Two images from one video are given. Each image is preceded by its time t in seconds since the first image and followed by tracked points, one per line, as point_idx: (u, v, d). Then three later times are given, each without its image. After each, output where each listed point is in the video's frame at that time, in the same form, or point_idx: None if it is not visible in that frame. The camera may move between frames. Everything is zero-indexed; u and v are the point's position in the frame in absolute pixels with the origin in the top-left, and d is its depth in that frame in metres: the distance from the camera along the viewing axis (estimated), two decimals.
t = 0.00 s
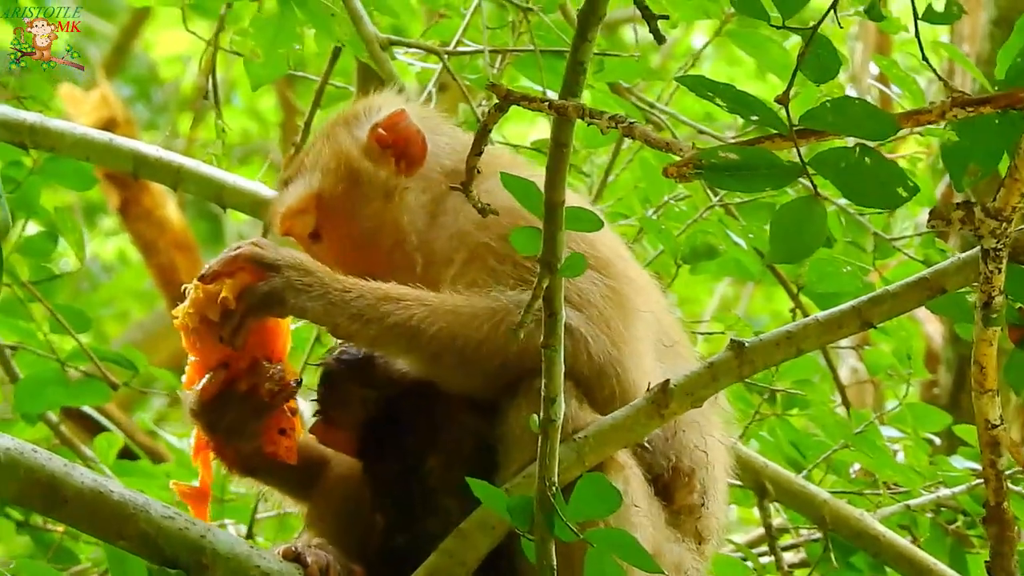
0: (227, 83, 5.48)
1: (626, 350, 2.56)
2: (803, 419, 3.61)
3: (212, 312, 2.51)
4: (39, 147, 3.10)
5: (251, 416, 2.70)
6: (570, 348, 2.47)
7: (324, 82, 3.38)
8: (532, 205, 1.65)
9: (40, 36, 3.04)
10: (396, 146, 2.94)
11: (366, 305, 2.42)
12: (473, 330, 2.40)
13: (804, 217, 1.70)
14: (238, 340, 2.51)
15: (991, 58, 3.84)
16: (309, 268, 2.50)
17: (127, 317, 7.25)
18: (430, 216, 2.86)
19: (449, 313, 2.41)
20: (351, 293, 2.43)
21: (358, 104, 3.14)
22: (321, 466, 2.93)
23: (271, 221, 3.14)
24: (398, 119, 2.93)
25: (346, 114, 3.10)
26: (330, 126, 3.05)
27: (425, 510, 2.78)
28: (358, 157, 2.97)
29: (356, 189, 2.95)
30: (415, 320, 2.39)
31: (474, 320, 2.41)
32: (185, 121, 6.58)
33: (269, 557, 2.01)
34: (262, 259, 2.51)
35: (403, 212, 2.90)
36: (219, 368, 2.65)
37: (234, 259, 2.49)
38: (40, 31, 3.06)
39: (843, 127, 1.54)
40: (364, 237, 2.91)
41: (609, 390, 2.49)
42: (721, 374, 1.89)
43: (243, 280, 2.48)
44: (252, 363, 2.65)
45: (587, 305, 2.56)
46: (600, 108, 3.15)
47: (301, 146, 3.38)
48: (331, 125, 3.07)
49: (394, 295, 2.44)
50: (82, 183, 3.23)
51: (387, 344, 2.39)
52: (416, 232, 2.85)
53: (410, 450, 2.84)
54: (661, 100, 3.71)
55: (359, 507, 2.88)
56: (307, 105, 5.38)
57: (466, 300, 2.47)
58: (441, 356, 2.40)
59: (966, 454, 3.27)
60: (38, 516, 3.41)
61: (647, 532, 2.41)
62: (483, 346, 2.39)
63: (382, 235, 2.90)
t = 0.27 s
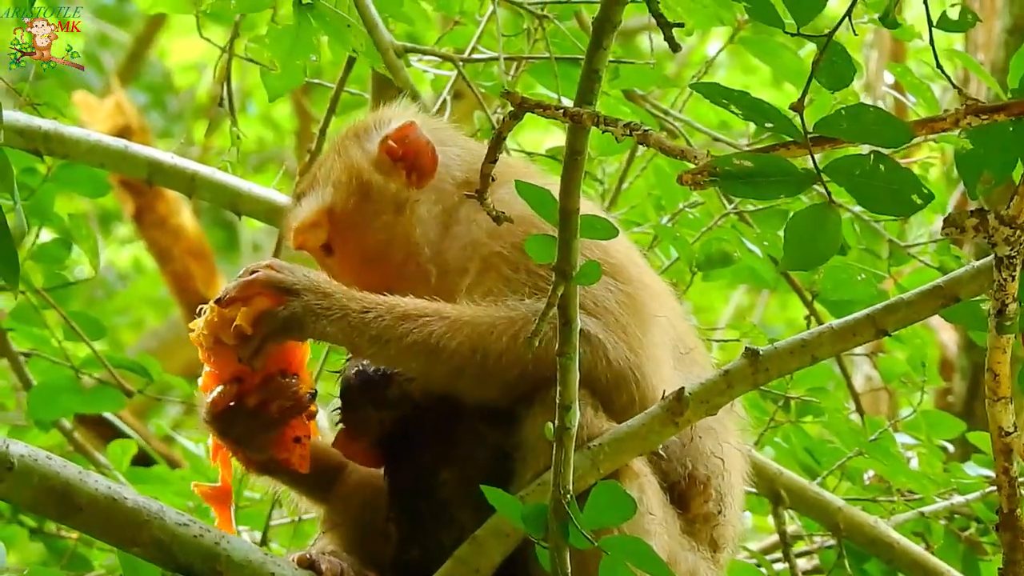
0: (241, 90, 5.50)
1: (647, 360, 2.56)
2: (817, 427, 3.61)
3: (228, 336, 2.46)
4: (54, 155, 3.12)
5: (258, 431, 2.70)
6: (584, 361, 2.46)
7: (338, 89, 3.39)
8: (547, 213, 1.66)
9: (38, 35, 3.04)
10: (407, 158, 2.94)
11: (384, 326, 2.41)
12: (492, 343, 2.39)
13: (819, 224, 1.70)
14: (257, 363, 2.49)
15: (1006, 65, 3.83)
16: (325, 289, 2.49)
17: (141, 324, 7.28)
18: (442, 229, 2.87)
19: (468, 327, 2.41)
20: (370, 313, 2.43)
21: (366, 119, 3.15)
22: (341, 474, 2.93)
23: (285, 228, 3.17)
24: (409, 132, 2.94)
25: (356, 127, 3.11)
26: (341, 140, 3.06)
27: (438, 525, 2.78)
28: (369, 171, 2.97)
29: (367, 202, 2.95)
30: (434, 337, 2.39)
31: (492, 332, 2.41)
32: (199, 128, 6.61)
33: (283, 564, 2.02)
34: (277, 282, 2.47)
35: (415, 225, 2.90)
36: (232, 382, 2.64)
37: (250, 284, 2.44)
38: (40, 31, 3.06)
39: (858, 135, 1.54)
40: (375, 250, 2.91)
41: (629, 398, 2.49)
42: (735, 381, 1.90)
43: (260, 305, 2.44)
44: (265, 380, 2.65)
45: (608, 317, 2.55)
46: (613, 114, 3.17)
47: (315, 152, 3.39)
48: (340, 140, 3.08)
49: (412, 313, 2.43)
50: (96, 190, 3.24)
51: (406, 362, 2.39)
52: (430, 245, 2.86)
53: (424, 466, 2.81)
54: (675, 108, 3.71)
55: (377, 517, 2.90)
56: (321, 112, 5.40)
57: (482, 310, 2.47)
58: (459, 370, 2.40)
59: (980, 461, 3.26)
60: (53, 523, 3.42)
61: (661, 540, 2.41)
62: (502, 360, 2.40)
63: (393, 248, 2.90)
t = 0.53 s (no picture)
0: (246, 92, 5.51)
1: (650, 358, 2.55)
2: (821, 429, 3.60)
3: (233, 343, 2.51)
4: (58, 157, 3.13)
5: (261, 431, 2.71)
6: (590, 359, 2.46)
7: (343, 90, 3.39)
8: (551, 214, 1.66)
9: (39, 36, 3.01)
10: (409, 157, 2.94)
11: (394, 336, 2.40)
12: (500, 346, 2.39)
13: (824, 226, 1.70)
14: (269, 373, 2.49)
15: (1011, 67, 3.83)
16: (334, 301, 2.47)
17: (145, 327, 7.29)
18: (445, 228, 2.88)
19: (476, 332, 2.41)
20: (379, 322, 2.42)
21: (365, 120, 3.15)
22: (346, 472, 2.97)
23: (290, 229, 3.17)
24: (409, 129, 2.95)
25: (358, 128, 3.12)
26: (344, 140, 3.07)
27: (444, 530, 2.77)
28: (370, 171, 2.97)
29: (368, 202, 2.95)
30: (443, 345, 2.38)
31: (500, 334, 2.41)
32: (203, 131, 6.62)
33: (288, 566, 2.03)
34: (288, 292, 2.46)
35: (415, 222, 2.91)
36: (238, 383, 2.65)
37: (261, 294, 2.44)
38: (41, 31, 3.03)
39: (863, 136, 1.54)
40: (377, 251, 2.91)
41: (635, 397, 2.48)
42: (740, 383, 1.90)
43: (270, 316, 2.44)
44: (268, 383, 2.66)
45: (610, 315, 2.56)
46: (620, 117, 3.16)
47: (320, 154, 3.39)
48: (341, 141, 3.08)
49: (421, 320, 2.42)
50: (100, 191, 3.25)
51: (416, 369, 2.39)
52: (432, 243, 2.86)
53: (433, 471, 2.81)
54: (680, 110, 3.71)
55: (381, 523, 2.94)
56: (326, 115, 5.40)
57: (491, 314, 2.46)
58: (468, 376, 2.40)
59: (984, 463, 3.26)
60: (57, 524, 3.42)
61: (666, 541, 2.42)
62: (511, 364, 2.40)
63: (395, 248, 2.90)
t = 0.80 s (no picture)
0: (248, 90, 5.51)
1: (657, 352, 2.56)
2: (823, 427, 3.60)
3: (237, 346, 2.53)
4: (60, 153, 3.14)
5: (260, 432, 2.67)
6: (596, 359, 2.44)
7: (345, 87, 3.39)
8: (553, 211, 1.66)
9: (39, 35, 3.02)
10: (414, 158, 2.95)
11: (400, 348, 2.40)
12: (507, 351, 2.39)
13: (827, 223, 1.70)
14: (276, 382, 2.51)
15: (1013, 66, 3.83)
16: (340, 314, 2.47)
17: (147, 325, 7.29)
18: (439, 230, 2.88)
19: (482, 338, 2.40)
20: (385, 335, 2.42)
21: (384, 117, 3.17)
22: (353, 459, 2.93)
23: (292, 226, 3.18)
24: (419, 132, 2.95)
25: (373, 122, 3.13)
26: (356, 132, 3.09)
27: (448, 528, 2.76)
28: (374, 164, 2.99)
29: (369, 195, 2.97)
30: (449, 355, 2.39)
31: (506, 338, 2.40)
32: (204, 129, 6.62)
33: (290, 562, 2.03)
34: (295, 308, 2.45)
35: (413, 219, 2.91)
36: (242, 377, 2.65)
37: (268, 309, 2.44)
38: (41, 31, 3.05)
39: (865, 133, 1.54)
40: (368, 240, 2.93)
41: (639, 392, 2.47)
42: (742, 381, 1.90)
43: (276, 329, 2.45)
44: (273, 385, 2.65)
45: (614, 305, 2.57)
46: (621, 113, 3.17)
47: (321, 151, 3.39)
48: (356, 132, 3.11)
49: (427, 328, 2.42)
50: (101, 187, 3.25)
51: (423, 378, 2.41)
52: (425, 242, 2.87)
53: (438, 471, 2.82)
54: (682, 108, 3.70)
55: (385, 523, 2.93)
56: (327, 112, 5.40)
57: (497, 319, 2.45)
58: (474, 382, 2.41)
59: (986, 461, 3.25)
60: (58, 521, 3.42)
61: (669, 540, 2.42)
62: (517, 368, 2.39)
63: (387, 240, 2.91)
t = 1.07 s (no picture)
0: (248, 86, 5.50)
1: (659, 350, 2.57)
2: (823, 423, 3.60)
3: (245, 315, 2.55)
4: (60, 148, 3.14)
5: (266, 403, 2.66)
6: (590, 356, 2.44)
7: (345, 82, 3.39)
8: (554, 206, 1.65)
9: (38, 35, 3.06)
10: (428, 150, 2.94)
11: (404, 339, 2.40)
12: (513, 345, 2.39)
13: (827, 219, 1.70)
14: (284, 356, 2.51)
15: (1015, 61, 3.82)
16: (349, 298, 2.44)
17: (148, 320, 7.29)
18: (447, 221, 2.87)
19: (487, 331, 2.40)
20: (392, 326, 2.41)
21: (393, 108, 3.16)
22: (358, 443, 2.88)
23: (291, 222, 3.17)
24: (433, 124, 2.94)
25: (380, 114, 3.13)
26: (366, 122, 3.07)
27: (451, 524, 2.78)
28: (387, 154, 2.97)
29: (382, 184, 2.95)
30: (454, 348, 2.40)
31: (512, 332, 2.40)
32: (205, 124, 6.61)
33: (289, 557, 2.03)
34: (302, 289, 2.42)
35: (424, 210, 2.89)
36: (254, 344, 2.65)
37: (276, 289, 2.41)
38: (40, 31, 3.09)
39: (865, 128, 1.54)
40: (378, 232, 2.90)
41: (640, 392, 2.46)
42: (742, 376, 1.89)
43: (282, 310, 2.42)
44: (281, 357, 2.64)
45: (618, 300, 2.59)
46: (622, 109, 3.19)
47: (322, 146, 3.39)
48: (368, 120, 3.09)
49: (434, 320, 2.41)
50: (101, 183, 3.24)
51: (427, 368, 2.42)
52: (436, 232, 2.86)
53: (439, 466, 2.82)
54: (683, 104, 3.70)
55: (384, 515, 2.94)
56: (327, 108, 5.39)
57: (503, 311, 2.44)
58: (478, 375, 2.42)
59: (985, 457, 3.25)
60: (59, 517, 3.43)
61: (669, 535, 2.42)
62: (521, 362, 2.40)
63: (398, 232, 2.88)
